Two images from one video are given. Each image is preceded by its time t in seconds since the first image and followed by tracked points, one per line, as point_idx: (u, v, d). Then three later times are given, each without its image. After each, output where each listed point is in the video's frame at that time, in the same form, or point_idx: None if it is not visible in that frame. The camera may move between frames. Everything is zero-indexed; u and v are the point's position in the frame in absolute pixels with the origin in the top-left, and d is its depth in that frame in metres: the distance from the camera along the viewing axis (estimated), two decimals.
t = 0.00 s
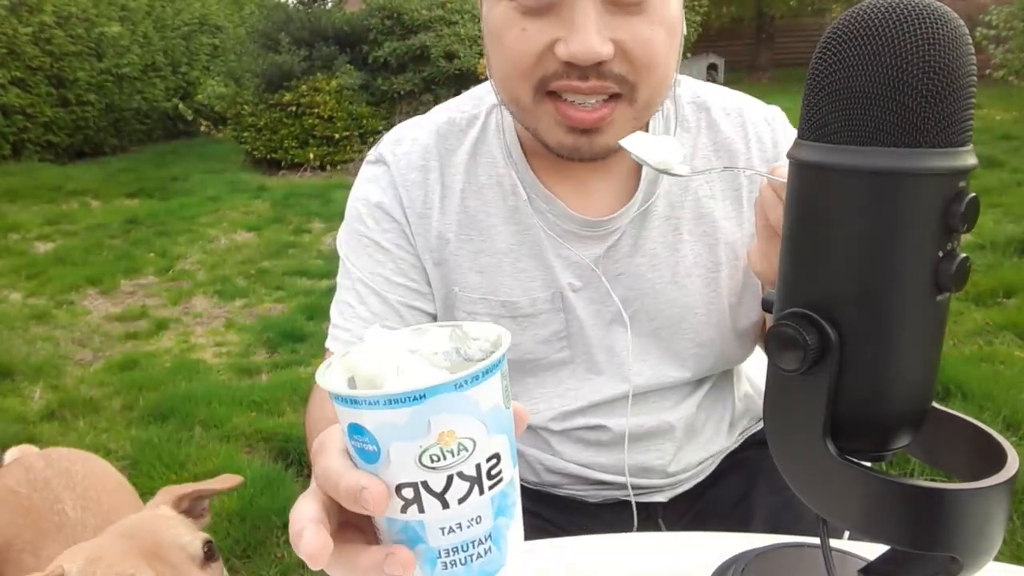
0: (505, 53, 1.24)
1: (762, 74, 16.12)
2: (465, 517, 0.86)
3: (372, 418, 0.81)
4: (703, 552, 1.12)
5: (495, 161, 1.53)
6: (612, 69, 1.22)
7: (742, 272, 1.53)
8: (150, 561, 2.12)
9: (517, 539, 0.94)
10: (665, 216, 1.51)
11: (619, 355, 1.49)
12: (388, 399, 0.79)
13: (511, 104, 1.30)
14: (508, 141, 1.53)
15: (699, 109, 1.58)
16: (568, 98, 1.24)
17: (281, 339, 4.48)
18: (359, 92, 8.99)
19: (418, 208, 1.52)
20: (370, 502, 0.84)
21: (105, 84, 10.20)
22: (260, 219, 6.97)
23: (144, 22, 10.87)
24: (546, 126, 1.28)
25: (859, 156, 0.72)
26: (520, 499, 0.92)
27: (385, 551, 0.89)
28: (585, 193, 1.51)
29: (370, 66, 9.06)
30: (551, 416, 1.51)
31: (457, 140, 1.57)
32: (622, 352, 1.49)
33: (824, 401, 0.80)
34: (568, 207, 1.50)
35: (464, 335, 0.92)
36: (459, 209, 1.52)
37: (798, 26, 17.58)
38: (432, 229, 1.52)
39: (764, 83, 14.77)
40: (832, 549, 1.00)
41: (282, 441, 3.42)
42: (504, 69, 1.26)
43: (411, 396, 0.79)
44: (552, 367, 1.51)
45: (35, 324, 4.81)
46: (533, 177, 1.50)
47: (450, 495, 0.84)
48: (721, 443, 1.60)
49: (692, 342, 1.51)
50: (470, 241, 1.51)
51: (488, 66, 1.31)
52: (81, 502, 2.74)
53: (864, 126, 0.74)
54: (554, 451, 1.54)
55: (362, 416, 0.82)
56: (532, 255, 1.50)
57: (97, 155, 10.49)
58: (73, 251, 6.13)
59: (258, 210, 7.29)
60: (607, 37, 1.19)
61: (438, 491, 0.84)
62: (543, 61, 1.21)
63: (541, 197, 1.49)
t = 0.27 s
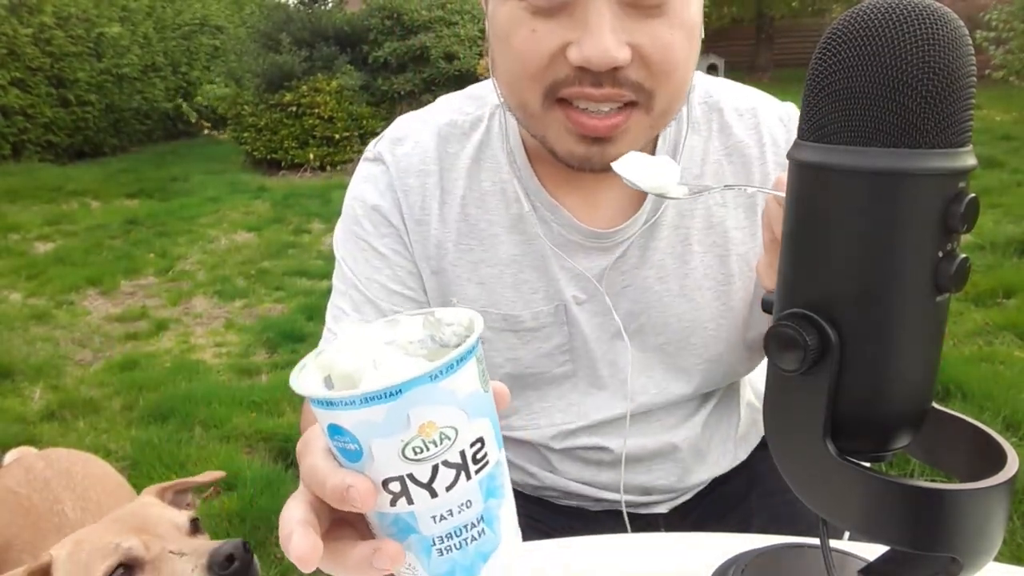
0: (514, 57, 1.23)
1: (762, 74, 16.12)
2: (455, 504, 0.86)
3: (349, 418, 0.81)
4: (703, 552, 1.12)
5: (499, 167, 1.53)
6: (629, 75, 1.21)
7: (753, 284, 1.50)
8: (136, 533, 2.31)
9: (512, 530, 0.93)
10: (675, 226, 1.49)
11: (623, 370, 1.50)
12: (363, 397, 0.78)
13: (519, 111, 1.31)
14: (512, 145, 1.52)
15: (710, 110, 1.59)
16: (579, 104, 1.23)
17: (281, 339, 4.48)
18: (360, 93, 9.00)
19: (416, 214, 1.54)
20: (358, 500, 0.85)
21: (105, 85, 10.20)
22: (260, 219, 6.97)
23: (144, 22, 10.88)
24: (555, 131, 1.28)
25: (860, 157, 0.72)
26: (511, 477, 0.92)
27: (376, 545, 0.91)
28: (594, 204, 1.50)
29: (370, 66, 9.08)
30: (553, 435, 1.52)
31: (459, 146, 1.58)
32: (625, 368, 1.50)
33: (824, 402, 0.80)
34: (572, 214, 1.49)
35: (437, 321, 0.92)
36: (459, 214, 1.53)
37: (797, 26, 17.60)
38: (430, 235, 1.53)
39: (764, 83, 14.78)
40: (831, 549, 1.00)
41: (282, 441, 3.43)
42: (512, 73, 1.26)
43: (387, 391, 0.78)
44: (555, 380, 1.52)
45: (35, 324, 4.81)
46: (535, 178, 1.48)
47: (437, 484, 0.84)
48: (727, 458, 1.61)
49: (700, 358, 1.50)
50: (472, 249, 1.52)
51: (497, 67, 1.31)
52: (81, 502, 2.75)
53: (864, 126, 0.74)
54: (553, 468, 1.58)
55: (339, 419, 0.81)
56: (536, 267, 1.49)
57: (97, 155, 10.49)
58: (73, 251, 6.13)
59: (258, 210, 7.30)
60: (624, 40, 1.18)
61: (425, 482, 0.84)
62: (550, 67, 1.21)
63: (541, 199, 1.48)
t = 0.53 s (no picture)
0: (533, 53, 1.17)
1: (761, 75, 16.15)
2: (448, 512, 0.85)
3: (334, 421, 0.81)
4: (703, 552, 1.12)
5: (502, 176, 1.54)
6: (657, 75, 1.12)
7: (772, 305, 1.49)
8: (134, 535, 2.33)
9: (510, 533, 0.93)
10: (692, 239, 1.49)
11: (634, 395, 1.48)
12: (349, 398, 0.78)
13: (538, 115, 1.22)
14: (517, 152, 1.53)
15: (732, 113, 1.59)
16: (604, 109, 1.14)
17: (281, 339, 4.48)
18: (360, 93, 9.00)
19: (413, 222, 1.54)
20: (344, 508, 0.85)
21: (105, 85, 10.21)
22: (260, 219, 6.97)
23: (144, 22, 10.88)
24: (577, 139, 1.18)
25: (860, 157, 0.72)
26: (506, 482, 0.92)
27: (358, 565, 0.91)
28: (611, 214, 1.49)
29: (370, 66, 9.10)
30: (559, 466, 1.52)
31: (458, 155, 1.59)
32: (633, 394, 1.48)
33: (824, 402, 0.80)
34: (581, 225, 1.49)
35: (427, 317, 0.92)
36: (457, 224, 1.53)
37: (796, 26, 17.62)
38: (427, 247, 1.53)
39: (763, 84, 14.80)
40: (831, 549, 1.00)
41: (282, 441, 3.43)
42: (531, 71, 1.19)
43: (375, 391, 0.78)
44: (559, 402, 1.51)
45: (35, 324, 4.81)
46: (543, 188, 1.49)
47: (429, 491, 0.84)
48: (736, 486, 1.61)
49: (716, 382, 1.48)
50: (471, 256, 1.51)
51: (514, 73, 1.25)
52: (81, 502, 2.75)
53: (864, 126, 0.74)
54: (561, 499, 1.59)
55: (323, 421, 0.81)
56: (539, 284, 1.48)
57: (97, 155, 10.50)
58: (73, 251, 6.13)
59: (258, 210, 7.30)
60: (650, 32, 1.10)
61: (416, 488, 0.84)
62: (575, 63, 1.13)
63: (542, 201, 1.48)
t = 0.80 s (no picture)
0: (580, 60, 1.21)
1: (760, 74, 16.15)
2: (487, 549, 0.83)
3: (380, 435, 0.78)
4: (704, 553, 1.12)
5: (516, 185, 1.54)
6: (708, 90, 1.16)
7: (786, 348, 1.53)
8: (128, 544, 2.31)
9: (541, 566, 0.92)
10: (711, 270, 1.53)
11: (640, 429, 1.50)
12: (398, 410, 0.76)
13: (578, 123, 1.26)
14: (532, 158, 1.55)
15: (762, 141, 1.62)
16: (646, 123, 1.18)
17: (281, 339, 4.48)
18: (360, 92, 9.00)
19: (416, 225, 1.53)
20: (378, 534, 0.82)
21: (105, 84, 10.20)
22: (260, 219, 6.97)
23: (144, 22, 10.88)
24: (613, 149, 1.22)
25: (861, 156, 0.72)
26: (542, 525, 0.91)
27: None
28: (621, 233, 1.53)
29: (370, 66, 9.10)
30: (562, 494, 1.52)
31: (468, 157, 1.59)
32: (639, 426, 1.50)
33: (825, 402, 0.80)
34: (597, 247, 1.52)
35: (469, 339, 0.89)
36: (463, 231, 1.53)
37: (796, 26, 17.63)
38: (429, 252, 1.53)
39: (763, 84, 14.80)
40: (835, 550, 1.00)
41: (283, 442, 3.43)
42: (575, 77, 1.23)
43: (427, 405, 0.76)
44: (558, 428, 1.50)
45: (35, 324, 4.81)
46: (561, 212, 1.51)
47: (469, 523, 0.82)
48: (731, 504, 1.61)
49: (723, 421, 1.51)
50: (473, 264, 1.51)
51: (552, 73, 1.29)
52: (82, 501, 2.74)
53: (864, 126, 0.74)
54: (552, 520, 1.60)
55: (365, 435, 0.79)
56: (547, 301, 1.49)
57: (97, 155, 10.50)
58: (73, 251, 6.13)
59: (257, 210, 7.29)
60: (709, 46, 1.14)
61: (457, 517, 0.81)
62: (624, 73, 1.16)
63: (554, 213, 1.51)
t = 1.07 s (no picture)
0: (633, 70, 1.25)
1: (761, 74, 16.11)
2: (496, 544, 0.83)
3: (380, 442, 0.78)
4: (700, 551, 1.12)
5: (529, 185, 1.53)
6: (761, 104, 1.21)
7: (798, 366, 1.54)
8: (116, 536, 2.32)
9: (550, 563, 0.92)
10: (727, 280, 1.53)
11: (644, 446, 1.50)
12: (400, 415, 0.76)
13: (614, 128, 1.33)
14: (548, 157, 1.54)
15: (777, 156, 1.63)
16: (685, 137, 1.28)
17: (281, 339, 4.48)
18: (359, 92, 8.99)
19: (422, 224, 1.53)
20: (386, 538, 0.82)
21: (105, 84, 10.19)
22: (260, 218, 6.97)
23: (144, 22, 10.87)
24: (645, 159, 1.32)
25: (861, 156, 0.72)
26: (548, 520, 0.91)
27: None
28: (636, 240, 1.52)
29: (369, 65, 9.07)
30: (561, 500, 1.54)
31: (482, 152, 1.58)
32: (646, 440, 1.50)
33: (824, 402, 0.80)
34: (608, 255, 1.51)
35: (462, 342, 0.89)
36: (473, 228, 1.52)
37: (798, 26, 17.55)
38: (435, 249, 1.52)
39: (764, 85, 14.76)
40: (833, 550, 1.00)
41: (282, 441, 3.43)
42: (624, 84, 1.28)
43: (427, 409, 0.76)
44: (567, 435, 1.52)
45: (35, 323, 4.80)
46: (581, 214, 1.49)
47: (478, 520, 0.82)
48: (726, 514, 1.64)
49: (730, 437, 1.52)
50: (481, 262, 1.51)
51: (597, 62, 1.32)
52: (82, 499, 2.74)
53: (865, 125, 0.74)
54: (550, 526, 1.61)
55: (366, 444, 0.79)
56: (557, 305, 1.48)
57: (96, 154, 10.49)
58: (73, 250, 6.13)
59: (257, 209, 7.29)
60: (773, 58, 1.16)
61: (464, 517, 0.81)
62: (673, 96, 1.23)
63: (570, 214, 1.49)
